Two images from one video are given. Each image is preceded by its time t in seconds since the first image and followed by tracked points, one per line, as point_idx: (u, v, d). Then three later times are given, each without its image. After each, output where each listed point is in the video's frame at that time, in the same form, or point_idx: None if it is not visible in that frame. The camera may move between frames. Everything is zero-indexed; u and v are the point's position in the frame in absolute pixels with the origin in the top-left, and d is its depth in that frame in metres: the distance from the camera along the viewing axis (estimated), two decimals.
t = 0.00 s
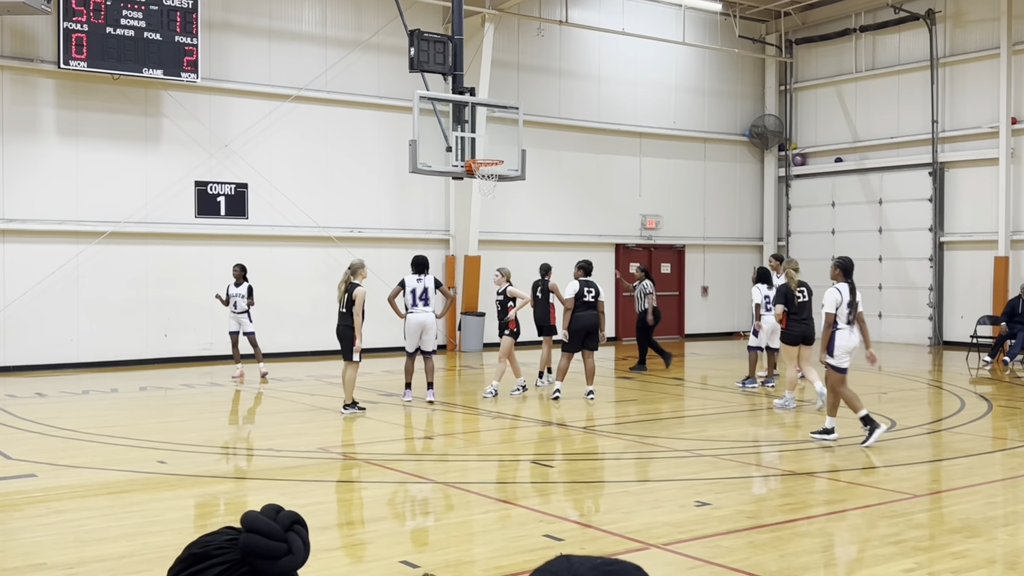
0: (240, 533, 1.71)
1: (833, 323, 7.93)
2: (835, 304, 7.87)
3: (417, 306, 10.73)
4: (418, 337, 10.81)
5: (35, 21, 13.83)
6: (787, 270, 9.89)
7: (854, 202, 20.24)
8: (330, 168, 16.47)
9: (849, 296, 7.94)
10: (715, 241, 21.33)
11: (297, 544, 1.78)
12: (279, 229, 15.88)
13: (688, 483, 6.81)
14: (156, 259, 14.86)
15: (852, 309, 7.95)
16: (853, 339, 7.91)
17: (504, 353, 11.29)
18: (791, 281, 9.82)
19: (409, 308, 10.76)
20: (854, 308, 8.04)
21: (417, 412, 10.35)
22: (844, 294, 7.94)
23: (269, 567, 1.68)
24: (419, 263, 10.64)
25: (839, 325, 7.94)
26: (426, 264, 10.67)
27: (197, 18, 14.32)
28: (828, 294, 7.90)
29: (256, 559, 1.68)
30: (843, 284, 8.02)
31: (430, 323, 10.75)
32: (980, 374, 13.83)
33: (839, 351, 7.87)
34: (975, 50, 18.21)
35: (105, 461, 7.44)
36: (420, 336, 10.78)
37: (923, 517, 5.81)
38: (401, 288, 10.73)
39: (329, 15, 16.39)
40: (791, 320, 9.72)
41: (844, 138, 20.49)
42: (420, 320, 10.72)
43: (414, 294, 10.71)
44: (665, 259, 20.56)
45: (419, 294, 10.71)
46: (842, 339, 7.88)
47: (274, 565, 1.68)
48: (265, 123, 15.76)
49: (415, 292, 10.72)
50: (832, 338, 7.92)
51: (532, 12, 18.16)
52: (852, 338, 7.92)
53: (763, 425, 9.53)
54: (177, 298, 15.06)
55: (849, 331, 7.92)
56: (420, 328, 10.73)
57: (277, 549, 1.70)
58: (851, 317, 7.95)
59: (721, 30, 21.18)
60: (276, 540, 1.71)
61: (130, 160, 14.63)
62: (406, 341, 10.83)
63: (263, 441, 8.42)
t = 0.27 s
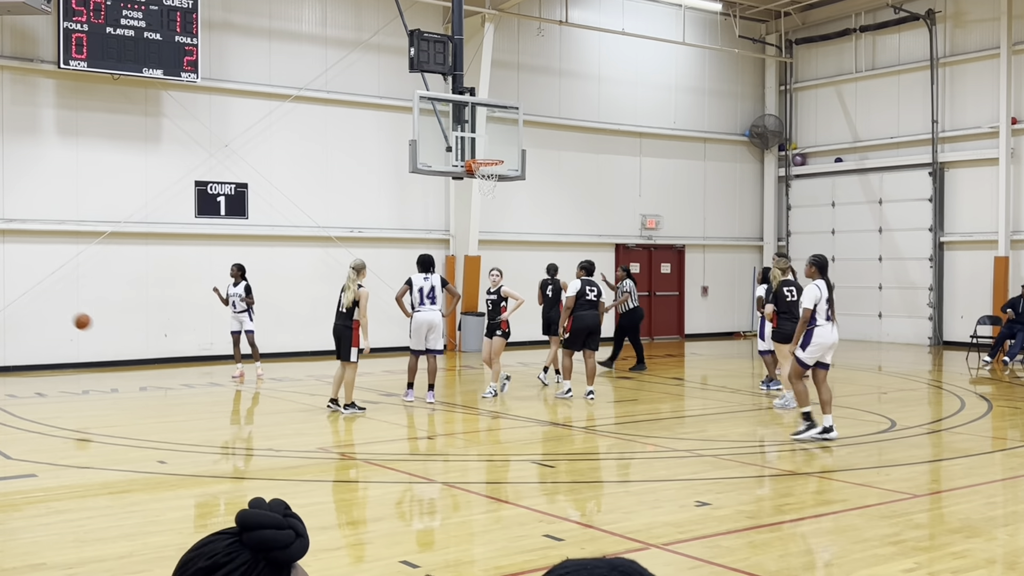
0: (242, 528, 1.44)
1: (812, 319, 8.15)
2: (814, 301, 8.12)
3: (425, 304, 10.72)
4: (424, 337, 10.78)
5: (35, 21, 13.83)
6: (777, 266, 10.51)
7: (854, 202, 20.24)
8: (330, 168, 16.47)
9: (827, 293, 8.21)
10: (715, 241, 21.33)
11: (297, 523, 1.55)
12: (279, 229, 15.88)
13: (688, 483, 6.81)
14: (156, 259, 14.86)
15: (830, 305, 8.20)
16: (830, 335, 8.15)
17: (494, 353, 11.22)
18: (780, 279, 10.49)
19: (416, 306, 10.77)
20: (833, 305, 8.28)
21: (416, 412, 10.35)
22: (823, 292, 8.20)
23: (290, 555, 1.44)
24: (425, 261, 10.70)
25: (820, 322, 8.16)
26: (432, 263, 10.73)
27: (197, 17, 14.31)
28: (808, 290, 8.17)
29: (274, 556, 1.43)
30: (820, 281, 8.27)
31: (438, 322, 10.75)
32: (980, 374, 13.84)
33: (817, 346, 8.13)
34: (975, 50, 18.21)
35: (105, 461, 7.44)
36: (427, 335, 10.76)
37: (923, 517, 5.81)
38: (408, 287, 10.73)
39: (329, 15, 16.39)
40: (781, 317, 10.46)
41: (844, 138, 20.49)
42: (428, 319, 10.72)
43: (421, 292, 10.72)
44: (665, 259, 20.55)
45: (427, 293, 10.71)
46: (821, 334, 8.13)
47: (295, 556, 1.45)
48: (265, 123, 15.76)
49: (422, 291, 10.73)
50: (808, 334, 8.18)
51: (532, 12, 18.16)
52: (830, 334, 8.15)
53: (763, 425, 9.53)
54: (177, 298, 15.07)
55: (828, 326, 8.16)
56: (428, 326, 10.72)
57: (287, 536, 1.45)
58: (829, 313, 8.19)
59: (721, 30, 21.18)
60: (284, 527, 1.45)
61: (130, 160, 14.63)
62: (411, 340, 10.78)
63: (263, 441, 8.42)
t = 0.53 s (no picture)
0: (241, 533, 1.35)
1: (784, 321, 8.18)
2: (784, 301, 8.16)
3: (426, 305, 10.73)
4: (425, 337, 10.78)
5: (35, 21, 13.84)
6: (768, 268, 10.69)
7: (854, 202, 20.24)
8: (330, 168, 16.47)
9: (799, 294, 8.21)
10: (715, 241, 21.33)
11: (293, 518, 1.46)
12: (279, 229, 15.87)
13: (688, 483, 6.81)
14: (156, 259, 14.86)
15: (802, 306, 8.22)
16: (802, 336, 8.14)
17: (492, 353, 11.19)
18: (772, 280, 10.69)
19: (416, 307, 10.77)
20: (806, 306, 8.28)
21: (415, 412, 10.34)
22: (794, 292, 8.23)
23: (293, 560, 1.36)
24: (429, 262, 10.65)
25: (790, 323, 8.17)
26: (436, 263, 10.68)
27: (197, 17, 14.31)
28: (778, 292, 8.22)
29: (279, 558, 1.35)
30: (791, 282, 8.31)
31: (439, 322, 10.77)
32: (980, 374, 13.84)
33: (790, 347, 8.12)
34: (975, 50, 18.21)
35: (105, 461, 7.44)
36: (428, 334, 10.76)
37: (923, 517, 5.81)
38: (410, 286, 10.71)
39: (329, 15, 16.39)
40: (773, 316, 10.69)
41: (844, 138, 20.49)
42: (429, 319, 10.72)
43: (423, 293, 10.72)
44: (664, 259, 20.55)
45: (429, 294, 10.72)
46: (793, 335, 8.13)
47: (298, 556, 1.37)
48: (265, 124, 15.76)
49: (424, 291, 10.73)
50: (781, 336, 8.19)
51: (532, 12, 18.16)
52: (802, 336, 8.14)
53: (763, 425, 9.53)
54: (178, 298, 15.07)
55: (799, 327, 8.16)
56: (429, 326, 10.73)
57: (287, 536, 1.37)
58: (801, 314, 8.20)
59: (721, 30, 21.18)
60: (284, 528, 1.37)
61: (130, 160, 14.63)
62: (411, 340, 10.76)
63: (263, 441, 8.43)
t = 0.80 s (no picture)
0: (231, 541, 1.41)
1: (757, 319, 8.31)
2: (758, 300, 8.25)
3: (424, 305, 10.74)
4: (422, 337, 10.77)
5: (35, 21, 13.84)
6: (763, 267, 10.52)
7: (854, 202, 20.24)
8: (330, 168, 16.48)
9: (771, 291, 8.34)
10: (716, 241, 21.34)
11: (278, 517, 1.53)
12: (279, 229, 15.88)
13: (688, 483, 6.81)
14: (156, 258, 14.86)
15: (773, 304, 8.35)
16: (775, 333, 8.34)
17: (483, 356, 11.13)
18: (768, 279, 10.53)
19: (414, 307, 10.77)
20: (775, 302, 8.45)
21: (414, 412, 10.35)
22: (765, 290, 8.34)
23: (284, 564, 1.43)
24: (427, 262, 10.65)
25: (764, 321, 8.33)
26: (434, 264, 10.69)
27: (197, 18, 14.32)
28: (751, 290, 8.29)
29: (273, 560, 1.42)
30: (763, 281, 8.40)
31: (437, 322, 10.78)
32: (980, 374, 13.85)
33: (766, 347, 8.29)
34: (975, 50, 18.21)
35: (105, 461, 7.44)
36: (426, 335, 10.76)
37: (923, 517, 5.81)
38: (409, 285, 10.69)
39: (329, 15, 16.40)
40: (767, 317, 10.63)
41: (844, 138, 20.49)
42: (425, 319, 10.73)
43: (421, 293, 10.73)
44: (664, 259, 20.55)
45: (427, 294, 10.73)
46: (767, 334, 8.31)
47: (291, 556, 1.45)
48: (265, 124, 15.77)
49: (423, 291, 10.73)
50: (757, 334, 8.32)
51: (533, 12, 18.16)
52: (775, 333, 8.34)
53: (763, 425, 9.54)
54: (178, 298, 15.07)
55: (772, 325, 8.35)
56: (426, 327, 10.72)
57: (278, 537, 1.45)
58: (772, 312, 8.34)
59: (721, 31, 21.19)
60: (272, 530, 1.44)
61: (130, 160, 14.63)
62: (409, 340, 10.74)
63: (263, 441, 8.43)
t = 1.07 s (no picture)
0: (229, 547, 1.40)
1: (734, 321, 8.24)
2: (733, 301, 8.22)
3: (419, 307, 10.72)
4: (418, 338, 10.78)
5: (35, 21, 13.84)
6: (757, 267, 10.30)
7: (854, 202, 20.24)
8: (330, 168, 16.48)
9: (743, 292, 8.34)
10: (715, 241, 21.34)
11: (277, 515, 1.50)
12: (279, 230, 15.88)
13: (688, 484, 6.81)
14: (156, 258, 14.86)
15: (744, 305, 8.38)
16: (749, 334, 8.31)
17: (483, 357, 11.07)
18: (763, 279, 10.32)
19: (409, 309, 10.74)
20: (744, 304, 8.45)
21: (413, 412, 10.35)
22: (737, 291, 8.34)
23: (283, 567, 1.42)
24: (418, 262, 10.66)
25: (739, 322, 8.28)
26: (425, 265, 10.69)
27: (197, 18, 14.31)
28: (725, 292, 8.25)
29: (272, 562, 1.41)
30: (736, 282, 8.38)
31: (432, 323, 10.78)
32: (980, 374, 13.86)
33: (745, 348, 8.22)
34: (975, 50, 18.21)
35: (105, 461, 7.44)
36: (420, 336, 10.78)
37: (923, 517, 5.81)
38: (403, 288, 10.66)
39: (329, 15, 16.40)
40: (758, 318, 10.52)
41: (844, 138, 20.50)
42: (420, 321, 10.73)
43: (416, 295, 10.69)
44: (665, 259, 20.56)
45: (421, 296, 10.72)
46: (744, 335, 8.25)
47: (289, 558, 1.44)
48: (265, 124, 15.76)
49: (417, 293, 10.71)
50: (733, 336, 8.24)
51: (533, 12, 18.16)
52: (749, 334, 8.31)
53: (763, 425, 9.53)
54: (178, 298, 15.07)
55: (746, 326, 8.31)
56: (421, 327, 10.74)
57: (275, 541, 1.44)
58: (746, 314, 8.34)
59: (721, 31, 21.19)
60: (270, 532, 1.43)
61: (129, 160, 14.62)
62: (402, 343, 10.75)
63: (263, 441, 8.43)
